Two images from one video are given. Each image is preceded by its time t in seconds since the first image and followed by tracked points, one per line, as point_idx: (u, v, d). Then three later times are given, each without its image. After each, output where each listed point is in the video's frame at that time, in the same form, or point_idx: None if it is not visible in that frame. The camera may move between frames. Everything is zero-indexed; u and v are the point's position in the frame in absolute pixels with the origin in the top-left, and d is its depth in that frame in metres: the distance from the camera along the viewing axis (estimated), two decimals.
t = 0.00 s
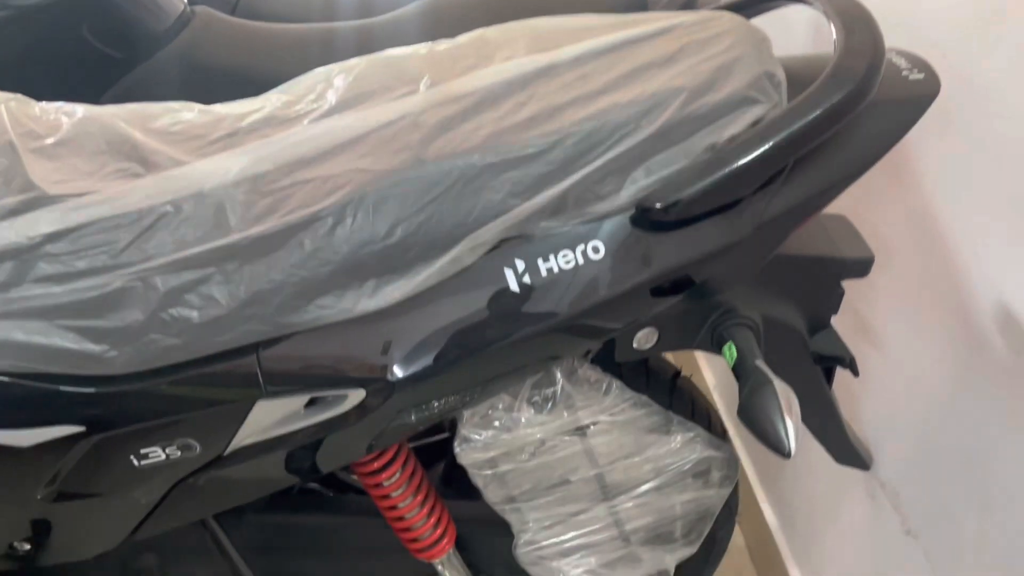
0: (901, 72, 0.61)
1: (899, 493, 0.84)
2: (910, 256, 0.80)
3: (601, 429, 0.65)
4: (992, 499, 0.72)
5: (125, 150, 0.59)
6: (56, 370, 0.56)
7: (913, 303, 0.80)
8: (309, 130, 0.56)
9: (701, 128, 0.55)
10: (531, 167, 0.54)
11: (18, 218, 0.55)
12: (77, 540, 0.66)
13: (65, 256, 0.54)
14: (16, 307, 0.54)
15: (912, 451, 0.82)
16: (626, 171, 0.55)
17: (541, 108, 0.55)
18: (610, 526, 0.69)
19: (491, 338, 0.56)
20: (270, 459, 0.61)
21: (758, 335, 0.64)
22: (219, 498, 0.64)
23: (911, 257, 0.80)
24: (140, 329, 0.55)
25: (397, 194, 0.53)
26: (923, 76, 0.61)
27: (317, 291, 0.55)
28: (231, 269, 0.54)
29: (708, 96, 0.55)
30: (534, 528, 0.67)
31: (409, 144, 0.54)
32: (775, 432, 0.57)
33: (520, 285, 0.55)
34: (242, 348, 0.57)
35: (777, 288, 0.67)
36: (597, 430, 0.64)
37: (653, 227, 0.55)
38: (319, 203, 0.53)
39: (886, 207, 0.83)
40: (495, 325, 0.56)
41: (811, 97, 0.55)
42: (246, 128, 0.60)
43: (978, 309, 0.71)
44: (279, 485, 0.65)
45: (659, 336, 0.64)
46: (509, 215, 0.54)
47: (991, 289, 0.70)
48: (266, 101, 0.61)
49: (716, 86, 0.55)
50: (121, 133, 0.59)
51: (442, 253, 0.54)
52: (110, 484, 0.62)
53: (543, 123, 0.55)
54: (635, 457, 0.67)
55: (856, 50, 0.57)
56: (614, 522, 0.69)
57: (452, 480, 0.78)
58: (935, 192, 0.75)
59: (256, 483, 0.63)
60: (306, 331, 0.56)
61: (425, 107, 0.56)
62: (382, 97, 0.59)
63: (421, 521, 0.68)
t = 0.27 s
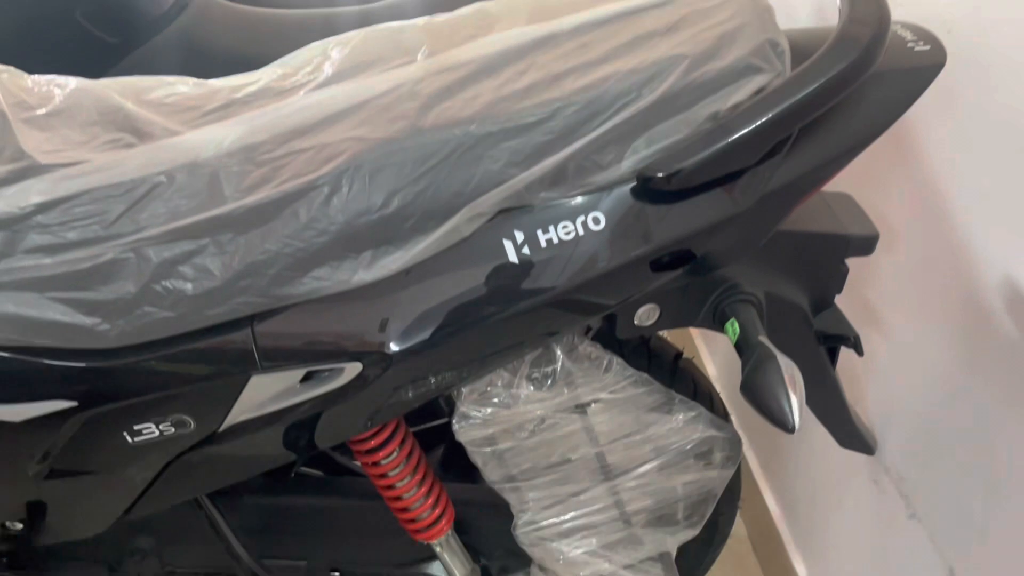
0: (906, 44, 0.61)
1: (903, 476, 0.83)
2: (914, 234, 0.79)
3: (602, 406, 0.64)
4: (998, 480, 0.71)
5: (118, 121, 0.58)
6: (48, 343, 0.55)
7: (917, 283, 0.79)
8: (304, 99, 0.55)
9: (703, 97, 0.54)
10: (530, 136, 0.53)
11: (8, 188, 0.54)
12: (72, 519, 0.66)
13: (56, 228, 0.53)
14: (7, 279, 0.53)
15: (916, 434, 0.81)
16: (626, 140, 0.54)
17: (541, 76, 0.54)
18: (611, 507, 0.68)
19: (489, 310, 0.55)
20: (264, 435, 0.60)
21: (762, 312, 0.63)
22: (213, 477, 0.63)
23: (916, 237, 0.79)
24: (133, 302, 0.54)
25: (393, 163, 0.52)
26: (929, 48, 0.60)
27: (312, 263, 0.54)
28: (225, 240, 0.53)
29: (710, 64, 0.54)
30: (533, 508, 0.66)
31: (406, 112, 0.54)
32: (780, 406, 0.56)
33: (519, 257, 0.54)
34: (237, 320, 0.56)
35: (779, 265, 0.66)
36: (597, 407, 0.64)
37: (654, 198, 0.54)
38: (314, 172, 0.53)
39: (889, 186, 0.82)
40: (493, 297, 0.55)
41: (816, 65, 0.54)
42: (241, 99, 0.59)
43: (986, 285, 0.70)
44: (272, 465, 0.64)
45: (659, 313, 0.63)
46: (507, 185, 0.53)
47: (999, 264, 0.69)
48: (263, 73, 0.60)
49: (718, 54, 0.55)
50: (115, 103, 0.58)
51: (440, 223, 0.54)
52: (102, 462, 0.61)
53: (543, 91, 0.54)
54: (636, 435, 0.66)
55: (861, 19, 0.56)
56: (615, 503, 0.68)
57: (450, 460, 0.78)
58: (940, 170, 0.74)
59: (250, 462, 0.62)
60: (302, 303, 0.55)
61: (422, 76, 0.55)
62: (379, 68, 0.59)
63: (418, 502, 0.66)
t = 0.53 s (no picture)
0: (915, 16, 0.59)
1: (911, 464, 0.82)
2: (922, 216, 0.78)
3: (604, 387, 0.62)
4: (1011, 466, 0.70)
5: (110, 94, 0.57)
6: (40, 319, 0.54)
7: (926, 266, 0.78)
8: (301, 73, 0.54)
9: (710, 66, 0.53)
10: (532, 106, 0.52)
11: None
12: (64, 502, 0.64)
13: (47, 200, 0.52)
14: None
15: (924, 420, 0.80)
16: (631, 111, 0.52)
17: (542, 46, 0.53)
18: (614, 492, 0.67)
19: (488, 286, 0.54)
20: (259, 416, 0.59)
21: (767, 291, 0.62)
22: (208, 459, 0.62)
23: (924, 219, 0.77)
24: (126, 277, 0.53)
25: (393, 134, 0.51)
26: (939, 20, 0.58)
27: (309, 236, 0.53)
28: (220, 213, 0.52)
29: (716, 34, 0.53)
30: (534, 492, 0.65)
31: (404, 83, 0.53)
32: (787, 385, 0.54)
33: (520, 230, 0.53)
34: (233, 295, 0.55)
35: (786, 243, 0.65)
36: (600, 388, 0.62)
37: (658, 170, 0.53)
38: (311, 143, 0.51)
39: (894, 167, 0.81)
40: (494, 272, 0.54)
41: (827, 32, 0.52)
42: (237, 73, 0.58)
43: (998, 266, 0.69)
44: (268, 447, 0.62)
45: (664, 292, 0.62)
46: (509, 155, 0.52)
47: (1011, 244, 0.68)
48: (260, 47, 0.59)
49: (724, 23, 0.53)
50: (108, 75, 0.57)
51: (439, 196, 0.52)
52: (96, 442, 0.60)
53: (545, 61, 0.52)
54: (640, 418, 0.65)
55: None
56: (618, 487, 0.67)
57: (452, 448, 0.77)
58: (949, 151, 0.73)
59: (246, 443, 0.61)
60: (299, 278, 0.54)
61: (421, 47, 0.54)
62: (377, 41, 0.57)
63: (418, 485, 0.65)
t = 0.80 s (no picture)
0: None
1: (926, 452, 0.80)
2: (936, 193, 0.76)
3: (610, 366, 0.60)
4: None
5: (101, 58, 0.55)
6: (24, 291, 0.52)
7: (943, 248, 0.76)
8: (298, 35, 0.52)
9: (720, 28, 0.51)
10: (534, 68, 0.51)
11: None
12: (51, 485, 0.62)
13: (34, 166, 0.50)
14: None
15: (941, 407, 0.77)
16: (637, 73, 0.51)
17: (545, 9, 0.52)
18: (619, 476, 0.64)
19: (491, 256, 0.51)
20: (253, 394, 0.57)
21: (778, 266, 0.60)
22: (200, 440, 0.60)
23: (939, 199, 0.75)
24: (114, 247, 0.51)
25: (392, 95, 0.50)
26: None
27: (305, 203, 0.51)
28: (213, 179, 0.51)
29: None
30: (537, 475, 0.63)
31: (404, 44, 0.51)
32: (800, 359, 0.52)
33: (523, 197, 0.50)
34: (223, 266, 0.52)
35: (799, 219, 0.63)
36: (606, 366, 0.60)
37: (668, 135, 0.50)
38: (307, 105, 0.50)
39: (904, 143, 0.79)
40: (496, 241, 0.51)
41: None
42: (232, 37, 0.56)
43: (1016, 243, 0.67)
44: (263, 427, 0.60)
45: (672, 268, 0.60)
46: (512, 118, 0.50)
47: None
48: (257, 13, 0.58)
49: None
50: (97, 39, 0.55)
51: (439, 161, 0.51)
52: (84, 421, 0.58)
53: (547, 22, 0.52)
54: (646, 399, 0.62)
55: None
56: (624, 472, 0.64)
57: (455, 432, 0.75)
58: (966, 128, 0.71)
59: (239, 423, 0.59)
60: (293, 247, 0.52)
61: (422, 8, 0.52)
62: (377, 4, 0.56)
63: (418, 469, 0.63)
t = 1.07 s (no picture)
0: None
1: (943, 441, 0.77)
2: (951, 171, 0.73)
3: (617, 345, 0.58)
4: None
5: (87, 21, 0.53)
6: (9, 261, 0.50)
7: (959, 229, 0.73)
8: None
9: None
10: (540, 28, 0.49)
11: None
12: (39, 467, 0.60)
13: (19, 131, 0.49)
14: None
15: (958, 394, 0.75)
16: (647, 34, 0.49)
17: None
18: (627, 461, 0.62)
19: (494, 225, 0.49)
20: (247, 372, 0.55)
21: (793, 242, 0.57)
22: (193, 420, 0.57)
23: (955, 179, 0.73)
24: (102, 216, 0.49)
25: (390, 58, 0.48)
26: None
27: (300, 168, 0.49)
28: (204, 144, 0.49)
29: None
30: (541, 459, 0.61)
31: (402, 6, 0.51)
32: (815, 333, 0.50)
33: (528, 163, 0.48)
34: (216, 237, 0.50)
35: (813, 193, 0.60)
36: (612, 345, 0.58)
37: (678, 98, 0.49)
38: (304, 66, 0.49)
39: (918, 119, 0.77)
40: (500, 209, 0.49)
41: None
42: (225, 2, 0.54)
43: None
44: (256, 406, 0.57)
45: (683, 242, 0.57)
46: (516, 80, 0.48)
47: None
48: None
49: None
50: (85, 4, 0.53)
51: (439, 125, 0.49)
52: (71, 401, 0.56)
53: None
54: (654, 380, 0.60)
55: None
56: (632, 456, 0.62)
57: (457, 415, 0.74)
58: (983, 104, 0.69)
59: (233, 403, 0.57)
60: (289, 217, 0.50)
61: None
62: None
63: (417, 452, 0.61)
